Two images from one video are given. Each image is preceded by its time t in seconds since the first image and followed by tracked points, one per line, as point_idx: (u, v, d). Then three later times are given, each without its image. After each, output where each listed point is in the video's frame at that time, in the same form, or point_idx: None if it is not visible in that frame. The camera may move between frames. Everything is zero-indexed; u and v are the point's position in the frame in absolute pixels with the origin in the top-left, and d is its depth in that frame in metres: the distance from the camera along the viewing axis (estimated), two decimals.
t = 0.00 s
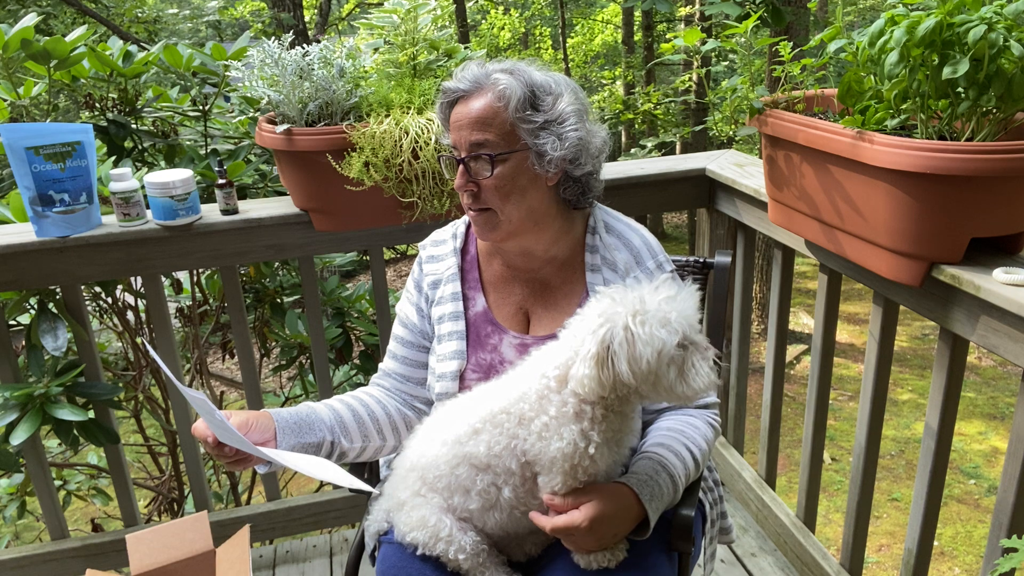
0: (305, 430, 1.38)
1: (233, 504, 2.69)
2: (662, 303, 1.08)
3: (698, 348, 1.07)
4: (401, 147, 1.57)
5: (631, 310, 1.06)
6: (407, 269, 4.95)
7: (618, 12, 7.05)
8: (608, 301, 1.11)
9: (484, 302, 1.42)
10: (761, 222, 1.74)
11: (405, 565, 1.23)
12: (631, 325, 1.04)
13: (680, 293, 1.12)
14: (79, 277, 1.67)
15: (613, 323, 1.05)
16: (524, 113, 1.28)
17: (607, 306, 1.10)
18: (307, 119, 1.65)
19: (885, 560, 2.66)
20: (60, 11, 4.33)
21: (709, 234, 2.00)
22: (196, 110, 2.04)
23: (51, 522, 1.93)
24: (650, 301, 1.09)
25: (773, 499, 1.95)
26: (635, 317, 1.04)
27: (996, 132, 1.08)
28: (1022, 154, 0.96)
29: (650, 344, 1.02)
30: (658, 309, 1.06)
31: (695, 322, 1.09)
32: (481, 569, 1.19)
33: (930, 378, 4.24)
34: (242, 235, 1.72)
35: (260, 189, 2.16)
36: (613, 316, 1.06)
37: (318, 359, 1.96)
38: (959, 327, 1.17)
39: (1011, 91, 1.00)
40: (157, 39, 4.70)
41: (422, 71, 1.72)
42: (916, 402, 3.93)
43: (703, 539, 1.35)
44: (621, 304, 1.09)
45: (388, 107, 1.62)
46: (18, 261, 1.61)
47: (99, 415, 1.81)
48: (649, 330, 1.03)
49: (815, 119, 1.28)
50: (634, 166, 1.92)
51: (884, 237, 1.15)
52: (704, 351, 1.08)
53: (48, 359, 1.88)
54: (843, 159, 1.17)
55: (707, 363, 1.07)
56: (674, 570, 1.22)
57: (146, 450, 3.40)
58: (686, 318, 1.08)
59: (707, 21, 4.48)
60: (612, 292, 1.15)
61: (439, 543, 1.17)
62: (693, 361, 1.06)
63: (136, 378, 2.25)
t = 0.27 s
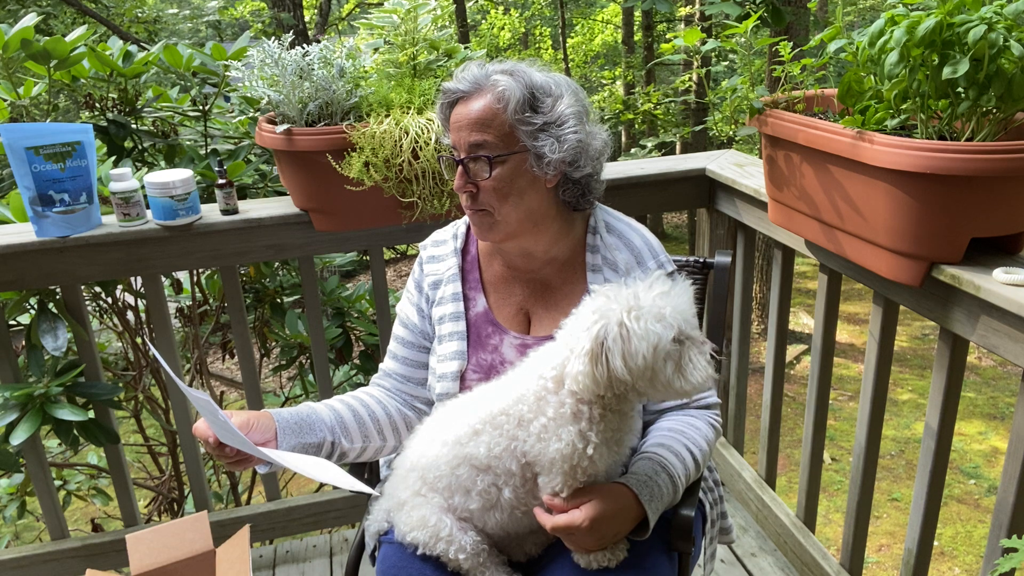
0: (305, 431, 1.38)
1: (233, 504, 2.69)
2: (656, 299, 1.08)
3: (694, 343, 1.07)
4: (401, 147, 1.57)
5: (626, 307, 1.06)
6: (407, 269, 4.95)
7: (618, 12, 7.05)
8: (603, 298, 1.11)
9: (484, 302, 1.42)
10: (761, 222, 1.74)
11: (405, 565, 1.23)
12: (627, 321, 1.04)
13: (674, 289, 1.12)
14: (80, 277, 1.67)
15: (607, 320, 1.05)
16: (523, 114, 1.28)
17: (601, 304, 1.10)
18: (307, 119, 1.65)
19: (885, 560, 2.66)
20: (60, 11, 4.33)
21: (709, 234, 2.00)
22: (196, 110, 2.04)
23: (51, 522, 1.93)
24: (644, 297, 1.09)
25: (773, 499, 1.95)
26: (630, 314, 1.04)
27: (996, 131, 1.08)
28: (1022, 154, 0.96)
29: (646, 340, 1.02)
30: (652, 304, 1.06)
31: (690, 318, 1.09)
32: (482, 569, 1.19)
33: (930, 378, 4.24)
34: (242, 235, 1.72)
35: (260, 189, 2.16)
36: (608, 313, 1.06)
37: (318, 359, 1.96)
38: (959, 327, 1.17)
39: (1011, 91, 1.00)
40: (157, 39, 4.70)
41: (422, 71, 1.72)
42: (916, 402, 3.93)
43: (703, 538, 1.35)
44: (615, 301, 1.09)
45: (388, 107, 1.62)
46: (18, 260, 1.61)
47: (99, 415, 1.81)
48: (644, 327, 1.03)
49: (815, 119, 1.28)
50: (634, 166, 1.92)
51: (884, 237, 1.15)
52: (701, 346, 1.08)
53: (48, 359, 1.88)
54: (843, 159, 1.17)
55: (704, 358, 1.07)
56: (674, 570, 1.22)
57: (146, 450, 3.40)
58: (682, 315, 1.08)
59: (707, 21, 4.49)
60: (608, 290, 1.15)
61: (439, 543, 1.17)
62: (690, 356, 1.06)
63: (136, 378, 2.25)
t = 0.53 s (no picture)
0: (305, 431, 1.38)
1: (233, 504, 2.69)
2: (656, 299, 1.08)
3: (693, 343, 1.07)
4: (401, 147, 1.57)
5: (625, 306, 1.06)
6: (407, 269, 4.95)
7: (618, 12, 7.06)
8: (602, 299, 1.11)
9: (484, 301, 1.42)
10: (761, 222, 1.74)
11: (405, 565, 1.23)
12: (626, 320, 1.03)
13: (674, 288, 1.12)
14: (80, 277, 1.67)
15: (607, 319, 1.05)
16: (523, 114, 1.28)
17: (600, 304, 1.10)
18: (307, 119, 1.65)
19: (885, 560, 2.66)
20: (60, 11, 4.33)
21: (709, 234, 2.00)
22: (196, 111, 2.04)
23: (51, 522, 1.93)
24: (643, 296, 1.09)
25: (772, 499, 1.95)
26: (630, 313, 1.04)
27: (996, 131, 1.08)
28: (1022, 154, 0.96)
29: (646, 339, 1.02)
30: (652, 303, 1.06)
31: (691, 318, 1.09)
32: (482, 569, 1.19)
33: (930, 378, 4.24)
34: (242, 235, 1.72)
35: (259, 189, 2.16)
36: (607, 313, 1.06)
37: (318, 359, 1.96)
38: (959, 327, 1.17)
39: (1011, 91, 1.00)
40: (157, 39, 4.71)
41: (422, 71, 1.72)
42: (916, 402, 3.93)
43: (703, 538, 1.35)
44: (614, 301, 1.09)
45: (388, 107, 1.62)
46: (18, 260, 1.61)
47: (99, 415, 1.81)
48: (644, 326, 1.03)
49: (815, 119, 1.28)
50: (634, 166, 1.92)
51: (884, 237, 1.15)
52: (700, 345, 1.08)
53: (48, 359, 1.88)
54: (843, 159, 1.17)
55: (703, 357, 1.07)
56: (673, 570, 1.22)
57: (146, 450, 3.40)
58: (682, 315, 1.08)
59: (707, 21, 4.49)
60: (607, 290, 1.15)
61: (439, 543, 1.17)
62: (690, 355, 1.06)
63: (136, 378, 2.25)
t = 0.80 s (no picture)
0: (304, 431, 1.38)
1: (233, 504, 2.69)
2: (658, 299, 1.08)
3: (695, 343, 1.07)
4: (401, 147, 1.57)
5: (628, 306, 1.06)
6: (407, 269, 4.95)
7: (618, 12, 7.06)
8: (603, 300, 1.10)
9: (483, 301, 1.42)
10: (761, 222, 1.74)
11: (405, 565, 1.23)
12: (630, 320, 1.03)
13: (674, 288, 1.12)
14: (80, 277, 1.67)
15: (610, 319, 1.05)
16: (523, 114, 1.28)
17: (601, 305, 1.09)
18: (307, 119, 1.65)
19: (885, 560, 2.66)
20: (60, 11, 4.33)
21: (709, 234, 2.00)
22: (196, 111, 2.04)
23: (51, 522, 1.93)
24: (646, 296, 1.08)
25: (772, 499, 1.95)
26: (633, 313, 1.04)
27: (996, 131, 1.08)
28: (1022, 154, 0.96)
29: (650, 339, 1.02)
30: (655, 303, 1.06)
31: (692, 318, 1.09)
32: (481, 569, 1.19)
33: (930, 378, 4.24)
34: (242, 235, 1.72)
35: (259, 189, 2.16)
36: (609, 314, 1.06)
37: (318, 359, 1.95)
38: (959, 327, 1.17)
39: (1011, 91, 1.00)
40: (157, 39, 4.71)
41: (422, 71, 1.72)
42: (916, 402, 3.93)
43: (703, 538, 1.35)
44: (615, 301, 1.09)
45: (388, 107, 1.62)
46: (18, 260, 1.61)
47: (98, 415, 1.81)
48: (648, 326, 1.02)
49: (815, 119, 1.28)
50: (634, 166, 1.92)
51: (884, 237, 1.15)
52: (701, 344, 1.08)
53: (48, 359, 1.88)
54: (843, 159, 1.17)
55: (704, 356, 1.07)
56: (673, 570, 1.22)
57: (146, 450, 3.40)
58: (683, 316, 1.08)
59: (707, 21, 4.49)
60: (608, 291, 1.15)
61: (438, 543, 1.17)
62: (692, 355, 1.06)
63: (136, 378, 2.25)
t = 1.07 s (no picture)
0: (304, 431, 1.38)
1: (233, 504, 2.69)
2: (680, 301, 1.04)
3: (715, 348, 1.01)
4: (401, 147, 1.57)
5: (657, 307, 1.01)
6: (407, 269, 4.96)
7: (618, 12, 7.07)
8: (627, 303, 1.04)
9: (483, 301, 1.42)
10: (761, 222, 1.74)
11: (405, 565, 1.24)
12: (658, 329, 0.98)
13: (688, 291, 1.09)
14: (80, 277, 1.67)
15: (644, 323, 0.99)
16: (523, 114, 1.28)
17: (628, 309, 1.02)
18: (307, 119, 1.65)
19: (885, 560, 2.66)
20: (60, 11, 4.33)
21: (709, 234, 2.00)
22: (196, 110, 2.04)
23: (51, 522, 1.93)
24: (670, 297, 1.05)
25: (772, 499, 1.95)
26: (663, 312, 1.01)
27: (996, 131, 1.08)
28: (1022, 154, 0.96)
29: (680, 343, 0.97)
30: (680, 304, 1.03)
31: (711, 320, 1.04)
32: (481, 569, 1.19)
33: (930, 378, 4.24)
34: (242, 235, 1.72)
35: (260, 189, 2.16)
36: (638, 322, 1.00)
37: (318, 359, 1.95)
38: (959, 327, 1.17)
39: (1011, 91, 1.00)
40: (158, 39, 4.71)
41: (422, 72, 1.72)
42: (916, 402, 3.93)
43: (703, 539, 1.35)
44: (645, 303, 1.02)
45: (388, 107, 1.62)
46: (18, 260, 1.61)
47: (99, 415, 1.81)
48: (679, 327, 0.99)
49: (815, 119, 1.28)
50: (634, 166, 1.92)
51: (885, 237, 1.15)
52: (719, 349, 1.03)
53: (49, 359, 1.88)
54: (843, 159, 1.17)
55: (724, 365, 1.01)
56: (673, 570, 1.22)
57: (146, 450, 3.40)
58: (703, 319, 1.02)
59: (707, 21, 4.49)
60: (626, 292, 1.09)
61: (438, 544, 1.18)
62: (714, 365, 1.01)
63: (136, 378, 2.25)
